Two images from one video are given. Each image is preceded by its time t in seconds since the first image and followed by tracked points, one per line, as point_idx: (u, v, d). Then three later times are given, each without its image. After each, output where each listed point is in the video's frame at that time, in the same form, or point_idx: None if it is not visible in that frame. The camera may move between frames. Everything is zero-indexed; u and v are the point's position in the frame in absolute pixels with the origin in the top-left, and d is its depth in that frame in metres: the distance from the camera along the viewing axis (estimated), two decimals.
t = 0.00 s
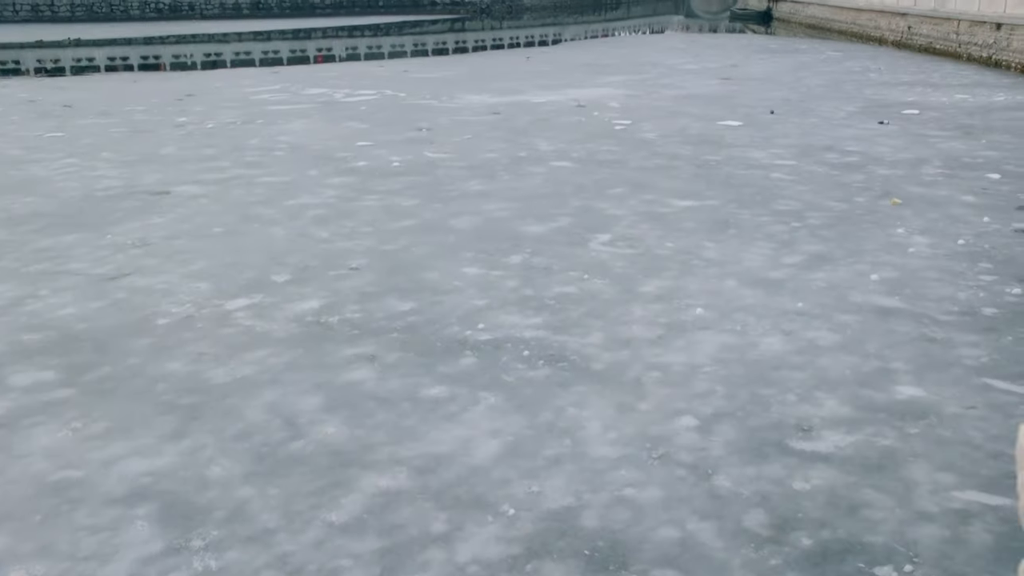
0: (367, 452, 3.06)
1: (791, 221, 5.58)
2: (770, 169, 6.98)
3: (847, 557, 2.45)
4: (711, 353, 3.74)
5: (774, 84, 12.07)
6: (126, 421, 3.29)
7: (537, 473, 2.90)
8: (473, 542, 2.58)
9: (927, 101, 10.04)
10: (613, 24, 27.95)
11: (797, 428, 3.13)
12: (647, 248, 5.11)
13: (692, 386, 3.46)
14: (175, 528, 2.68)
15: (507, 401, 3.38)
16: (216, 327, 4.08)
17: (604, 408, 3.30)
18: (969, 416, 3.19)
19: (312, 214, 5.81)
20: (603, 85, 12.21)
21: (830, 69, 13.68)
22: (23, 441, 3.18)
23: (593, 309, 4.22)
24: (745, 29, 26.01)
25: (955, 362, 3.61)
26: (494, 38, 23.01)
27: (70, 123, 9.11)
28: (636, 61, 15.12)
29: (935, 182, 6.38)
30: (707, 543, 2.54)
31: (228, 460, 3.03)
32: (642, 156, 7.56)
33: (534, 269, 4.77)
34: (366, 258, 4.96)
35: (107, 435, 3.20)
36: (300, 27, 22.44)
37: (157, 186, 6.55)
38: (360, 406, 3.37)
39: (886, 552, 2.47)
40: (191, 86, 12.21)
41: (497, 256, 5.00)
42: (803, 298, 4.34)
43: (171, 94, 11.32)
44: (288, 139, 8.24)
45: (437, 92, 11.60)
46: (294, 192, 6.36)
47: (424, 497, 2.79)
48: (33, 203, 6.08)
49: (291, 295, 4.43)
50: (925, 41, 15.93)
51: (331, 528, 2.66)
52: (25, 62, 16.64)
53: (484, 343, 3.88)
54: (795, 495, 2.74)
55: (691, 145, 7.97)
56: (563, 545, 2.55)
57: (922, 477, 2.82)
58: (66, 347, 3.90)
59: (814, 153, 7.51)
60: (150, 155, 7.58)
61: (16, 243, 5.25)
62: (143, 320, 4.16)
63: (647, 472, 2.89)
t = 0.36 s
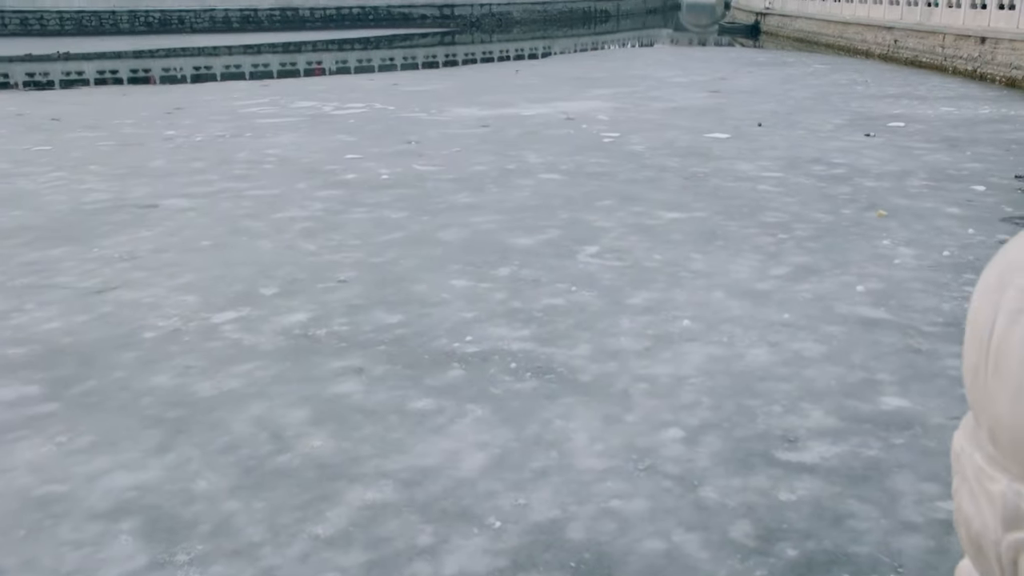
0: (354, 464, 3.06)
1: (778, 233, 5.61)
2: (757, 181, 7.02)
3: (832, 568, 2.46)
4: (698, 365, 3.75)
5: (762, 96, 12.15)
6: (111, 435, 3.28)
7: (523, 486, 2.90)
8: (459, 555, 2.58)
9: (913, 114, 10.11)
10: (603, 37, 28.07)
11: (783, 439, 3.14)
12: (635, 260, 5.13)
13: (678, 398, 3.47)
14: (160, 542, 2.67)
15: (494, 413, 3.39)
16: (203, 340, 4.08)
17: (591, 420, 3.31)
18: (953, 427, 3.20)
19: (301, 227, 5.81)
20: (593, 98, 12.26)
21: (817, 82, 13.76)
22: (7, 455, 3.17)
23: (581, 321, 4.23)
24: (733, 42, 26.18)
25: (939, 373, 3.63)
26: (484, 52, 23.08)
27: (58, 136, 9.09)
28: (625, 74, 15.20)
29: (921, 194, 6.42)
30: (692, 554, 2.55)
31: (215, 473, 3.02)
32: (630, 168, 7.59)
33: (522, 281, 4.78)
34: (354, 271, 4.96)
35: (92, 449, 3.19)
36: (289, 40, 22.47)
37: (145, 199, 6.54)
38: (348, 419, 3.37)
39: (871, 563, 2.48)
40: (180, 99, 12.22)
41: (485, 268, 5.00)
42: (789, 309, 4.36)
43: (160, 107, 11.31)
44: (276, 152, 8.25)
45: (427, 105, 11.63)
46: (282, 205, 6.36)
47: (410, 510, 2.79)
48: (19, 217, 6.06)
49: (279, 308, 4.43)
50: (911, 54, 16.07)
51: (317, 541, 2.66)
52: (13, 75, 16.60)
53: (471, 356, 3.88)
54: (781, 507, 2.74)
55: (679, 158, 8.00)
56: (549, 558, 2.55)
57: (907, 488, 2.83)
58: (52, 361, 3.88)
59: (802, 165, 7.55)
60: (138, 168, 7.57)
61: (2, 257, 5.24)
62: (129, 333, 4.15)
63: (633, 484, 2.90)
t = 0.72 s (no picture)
0: (342, 479, 3.05)
1: (767, 246, 5.64)
2: (746, 195, 7.05)
3: None
4: (686, 378, 3.76)
5: (752, 110, 12.21)
6: (98, 450, 3.27)
7: (512, 499, 2.91)
8: (448, 568, 2.58)
9: (901, 128, 10.18)
10: (595, 51, 28.18)
11: (770, 452, 3.15)
12: (625, 274, 5.15)
13: (667, 411, 3.48)
14: (145, 558, 2.66)
15: (483, 427, 3.39)
16: (192, 354, 4.08)
17: (580, 433, 3.32)
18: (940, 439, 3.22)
19: (291, 241, 5.82)
20: (583, 112, 12.31)
21: (806, 96, 13.84)
22: None
23: (571, 334, 4.24)
24: (724, 56, 26.32)
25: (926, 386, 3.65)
26: (476, 66, 23.14)
27: (49, 151, 9.08)
28: (616, 89, 15.26)
29: (908, 207, 6.46)
30: (681, 567, 2.55)
31: (202, 488, 3.01)
32: (621, 182, 7.61)
33: (511, 295, 4.79)
34: (345, 284, 4.97)
35: (78, 464, 3.18)
36: (281, 55, 22.52)
37: (135, 213, 6.54)
38: (336, 433, 3.37)
39: None
40: (172, 113, 12.23)
41: (475, 282, 5.01)
42: (777, 322, 4.38)
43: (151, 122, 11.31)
44: (267, 167, 8.25)
45: (418, 120, 11.67)
46: (273, 219, 6.37)
47: (398, 524, 2.79)
48: (8, 232, 6.05)
49: (268, 322, 4.44)
50: (900, 69, 16.18)
51: (304, 556, 2.65)
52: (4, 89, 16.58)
53: (461, 369, 3.88)
54: (768, 519, 2.75)
55: (669, 171, 8.03)
56: (537, 572, 2.55)
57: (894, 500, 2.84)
58: (40, 376, 3.87)
59: (791, 179, 7.59)
60: (129, 182, 7.56)
61: None
62: (117, 348, 4.14)
63: (622, 497, 2.90)
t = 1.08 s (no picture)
0: (328, 493, 3.05)
1: (754, 260, 5.66)
2: (734, 209, 7.08)
3: None
4: (674, 392, 3.77)
5: (741, 125, 12.28)
6: (83, 465, 3.26)
7: (498, 514, 2.91)
8: None
9: (889, 142, 10.25)
10: (585, 66, 28.29)
11: (756, 465, 3.16)
12: (613, 287, 5.16)
13: (654, 424, 3.48)
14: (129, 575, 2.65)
15: (471, 441, 3.39)
16: (179, 369, 4.07)
17: (567, 447, 3.32)
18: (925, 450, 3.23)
19: (280, 256, 5.82)
20: (573, 127, 12.35)
21: (794, 111, 13.92)
22: None
23: (558, 348, 4.25)
24: (714, 71, 26.42)
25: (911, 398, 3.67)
26: (467, 81, 23.19)
27: (37, 167, 9.07)
28: (605, 103, 15.32)
29: (895, 221, 6.50)
30: None
31: (187, 504, 3.01)
32: (610, 196, 7.64)
33: (500, 309, 4.80)
34: (333, 299, 4.97)
35: (63, 480, 3.17)
36: (272, 70, 22.52)
37: (123, 228, 6.53)
38: (323, 447, 3.37)
39: None
40: (162, 128, 12.24)
41: (464, 296, 5.02)
42: (765, 335, 4.39)
43: (141, 137, 11.30)
44: (257, 181, 8.26)
45: (408, 134, 11.68)
46: (261, 234, 6.37)
47: (385, 538, 2.79)
48: None
49: (256, 336, 4.43)
50: (887, 84, 16.31)
51: (289, 571, 2.65)
52: None
53: (449, 383, 3.89)
54: (754, 533, 2.75)
55: (658, 185, 8.06)
56: None
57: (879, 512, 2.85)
58: (25, 392, 3.86)
59: (778, 194, 7.63)
60: (117, 197, 7.55)
61: None
62: (104, 363, 4.13)
63: (608, 511, 2.91)
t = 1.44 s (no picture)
0: (315, 508, 3.05)
1: (743, 274, 5.68)
2: (724, 224, 7.10)
3: None
4: (662, 406, 3.78)
5: (730, 139, 12.34)
6: (69, 481, 3.25)
7: (486, 528, 2.91)
8: None
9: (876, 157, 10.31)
10: (576, 81, 28.40)
11: (744, 478, 3.16)
12: (602, 302, 5.17)
13: (643, 438, 3.49)
14: None
15: (459, 455, 3.39)
16: (167, 384, 4.06)
17: (555, 461, 3.32)
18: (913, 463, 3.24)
19: (270, 270, 5.82)
20: (563, 141, 12.39)
21: (783, 125, 13.99)
22: None
23: (547, 362, 4.25)
24: (704, 86, 26.54)
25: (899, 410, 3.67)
26: (458, 96, 23.25)
27: (27, 181, 9.06)
28: (595, 118, 15.38)
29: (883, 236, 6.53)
30: None
31: (174, 519, 3.00)
32: (600, 210, 7.66)
33: (489, 323, 4.80)
34: (322, 313, 4.97)
35: (49, 496, 3.16)
36: (264, 85, 22.52)
37: (113, 243, 6.52)
38: (311, 462, 3.36)
39: None
40: (153, 143, 12.24)
41: (453, 310, 5.03)
42: (754, 349, 4.41)
43: (131, 152, 11.31)
44: (247, 196, 8.26)
45: (399, 149, 11.70)
46: (251, 248, 6.37)
47: (372, 553, 2.78)
48: None
49: (245, 351, 4.43)
50: (875, 98, 16.40)
51: None
52: None
53: (438, 398, 3.89)
54: (742, 546, 2.75)
55: (648, 200, 8.09)
56: None
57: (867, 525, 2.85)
58: (12, 407, 3.84)
59: (767, 208, 7.65)
60: (107, 212, 7.55)
61: None
62: (91, 378, 4.12)
63: (596, 525, 2.90)
